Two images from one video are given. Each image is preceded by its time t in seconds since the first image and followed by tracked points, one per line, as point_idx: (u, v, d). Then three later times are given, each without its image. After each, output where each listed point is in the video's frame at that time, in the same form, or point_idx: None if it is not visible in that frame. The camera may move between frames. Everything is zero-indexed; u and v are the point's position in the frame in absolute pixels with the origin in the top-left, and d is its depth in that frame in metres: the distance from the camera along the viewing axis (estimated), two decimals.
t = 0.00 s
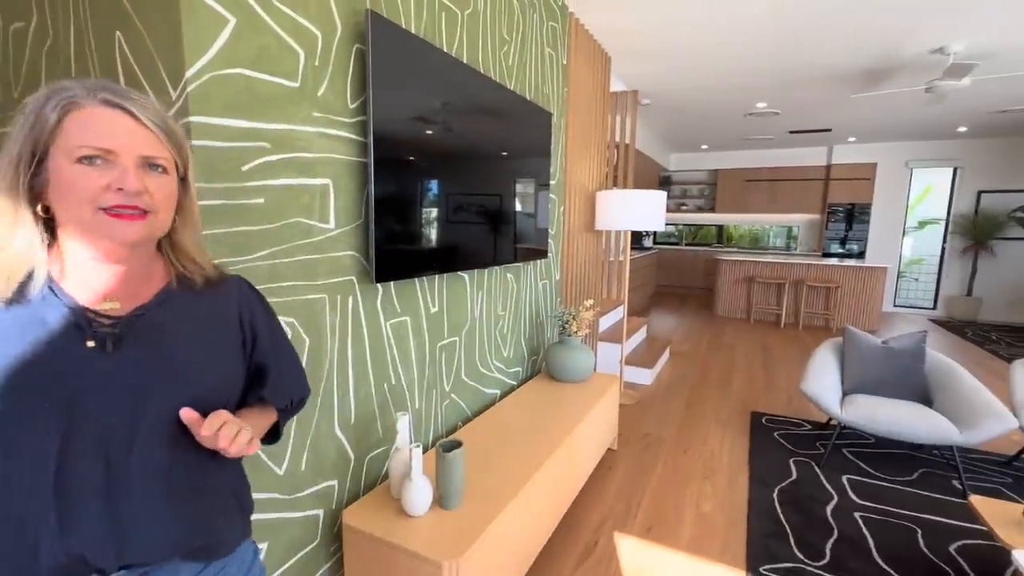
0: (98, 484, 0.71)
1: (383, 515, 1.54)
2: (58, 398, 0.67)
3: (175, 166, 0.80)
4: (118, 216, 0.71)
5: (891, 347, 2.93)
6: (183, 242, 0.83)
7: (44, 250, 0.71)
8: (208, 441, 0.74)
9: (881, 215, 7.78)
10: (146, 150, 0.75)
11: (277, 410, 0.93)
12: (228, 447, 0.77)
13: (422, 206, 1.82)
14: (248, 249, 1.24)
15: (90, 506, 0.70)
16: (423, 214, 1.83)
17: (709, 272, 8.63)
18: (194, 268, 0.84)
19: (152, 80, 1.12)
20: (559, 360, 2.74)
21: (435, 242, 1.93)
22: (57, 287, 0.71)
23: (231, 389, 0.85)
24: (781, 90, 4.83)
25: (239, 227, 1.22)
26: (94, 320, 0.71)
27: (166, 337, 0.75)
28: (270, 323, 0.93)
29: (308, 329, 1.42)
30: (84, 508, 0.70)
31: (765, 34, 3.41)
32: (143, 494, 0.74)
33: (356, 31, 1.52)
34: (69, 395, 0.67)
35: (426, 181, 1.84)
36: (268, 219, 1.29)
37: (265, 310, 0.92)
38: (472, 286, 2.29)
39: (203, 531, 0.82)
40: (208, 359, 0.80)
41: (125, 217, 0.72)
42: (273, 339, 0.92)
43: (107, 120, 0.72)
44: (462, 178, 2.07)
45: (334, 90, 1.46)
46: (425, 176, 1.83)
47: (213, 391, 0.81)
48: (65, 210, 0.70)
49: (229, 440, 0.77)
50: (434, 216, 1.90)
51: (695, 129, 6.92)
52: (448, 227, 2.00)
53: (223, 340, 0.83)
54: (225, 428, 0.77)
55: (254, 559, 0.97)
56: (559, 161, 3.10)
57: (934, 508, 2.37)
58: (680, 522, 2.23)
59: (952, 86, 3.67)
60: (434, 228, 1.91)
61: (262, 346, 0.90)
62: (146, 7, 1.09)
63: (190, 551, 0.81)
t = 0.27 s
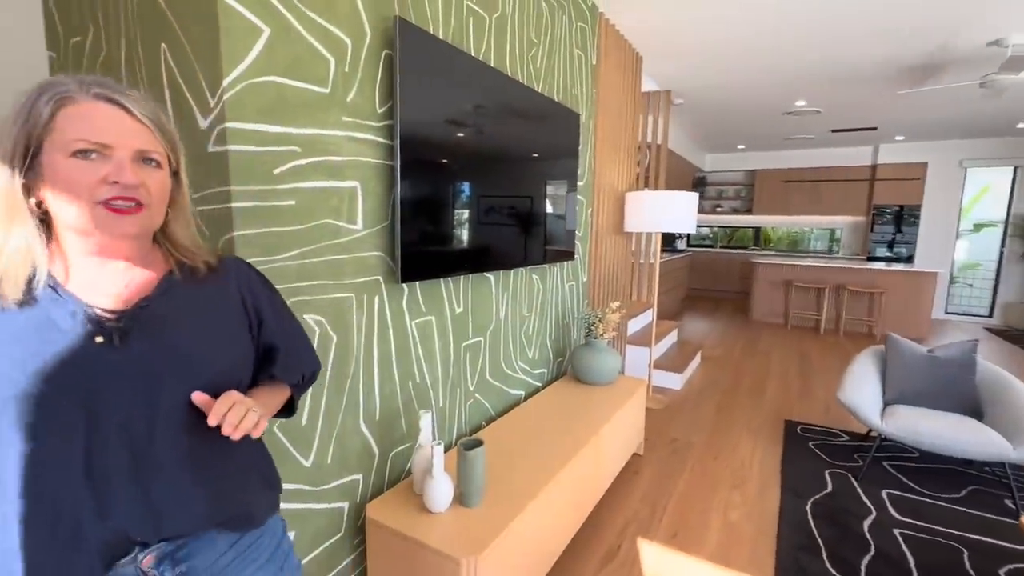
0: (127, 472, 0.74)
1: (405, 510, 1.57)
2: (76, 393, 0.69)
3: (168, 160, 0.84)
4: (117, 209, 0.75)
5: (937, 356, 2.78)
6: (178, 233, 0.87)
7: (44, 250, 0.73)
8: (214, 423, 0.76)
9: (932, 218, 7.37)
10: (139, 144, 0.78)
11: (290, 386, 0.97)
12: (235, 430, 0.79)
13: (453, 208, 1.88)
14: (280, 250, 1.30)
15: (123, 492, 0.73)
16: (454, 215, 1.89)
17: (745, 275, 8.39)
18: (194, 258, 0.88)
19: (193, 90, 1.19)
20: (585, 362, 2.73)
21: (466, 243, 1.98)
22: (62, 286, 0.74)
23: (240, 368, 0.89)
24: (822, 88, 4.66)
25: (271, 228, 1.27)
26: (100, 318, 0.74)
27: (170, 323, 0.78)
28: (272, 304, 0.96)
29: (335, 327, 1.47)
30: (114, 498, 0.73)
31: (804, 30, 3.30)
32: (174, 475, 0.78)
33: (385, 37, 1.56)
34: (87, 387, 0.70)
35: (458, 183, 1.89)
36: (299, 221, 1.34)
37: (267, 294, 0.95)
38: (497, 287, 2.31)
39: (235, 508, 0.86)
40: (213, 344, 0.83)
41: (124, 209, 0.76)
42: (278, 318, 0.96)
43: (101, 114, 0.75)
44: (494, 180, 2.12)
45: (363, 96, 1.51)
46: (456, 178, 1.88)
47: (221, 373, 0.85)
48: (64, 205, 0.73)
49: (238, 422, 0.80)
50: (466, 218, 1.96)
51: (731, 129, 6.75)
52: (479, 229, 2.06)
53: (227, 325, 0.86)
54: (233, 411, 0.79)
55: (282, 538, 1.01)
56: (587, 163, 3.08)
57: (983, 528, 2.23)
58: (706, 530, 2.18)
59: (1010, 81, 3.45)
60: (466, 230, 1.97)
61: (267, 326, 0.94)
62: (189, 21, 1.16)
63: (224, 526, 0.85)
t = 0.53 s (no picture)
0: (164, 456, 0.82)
1: (438, 502, 1.62)
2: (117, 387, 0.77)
3: (189, 163, 0.91)
4: (141, 211, 0.82)
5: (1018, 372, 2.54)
6: (201, 233, 0.95)
7: (81, 253, 0.82)
8: (235, 409, 0.82)
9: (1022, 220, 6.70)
10: (160, 149, 0.85)
11: (311, 372, 1.05)
12: (255, 416, 0.85)
13: (502, 210, 1.97)
14: (324, 249, 1.38)
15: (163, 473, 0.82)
16: (502, 217, 1.98)
17: (805, 280, 7.95)
18: (217, 255, 0.95)
19: (249, 101, 1.29)
20: (624, 365, 2.69)
21: (513, 244, 2.07)
22: (99, 285, 0.82)
23: (264, 358, 0.96)
24: (891, 81, 4.36)
25: (316, 229, 1.36)
26: (133, 311, 0.81)
27: (199, 317, 0.85)
28: (293, 296, 1.02)
29: (375, 323, 1.54)
30: (155, 480, 0.81)
31: (870, 21, 3.10)
32: (211, 456, 0.86)
33: (427, 45, 1.62)
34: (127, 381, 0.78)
35: (507, 185, 1.98)
36: (342, 222, 1.42)
37: (288, 286, 1.02)
38: (536, 288, 2.33)
39: (267, 488, 0.93)
40: (238, 336, 0.89)
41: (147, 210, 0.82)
42: (299, 309, 1.03)
43: (129, 123, 0.83)
44: (541, 181, 2.19)
45: (405, 102, 1.57)
46: (504, 180, 1.96)
47: (247, 362, 0.91)
48: (97, 209, 0.80)
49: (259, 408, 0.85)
50: (514, 219, 2.05)
51: (790, 127, 6.44)
52: (526, 230, 2.13)
53: (250, 319, 0.92)
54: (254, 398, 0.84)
55: (310, 519, 1.07)
56: (631, 164, 3.04)
57: None
58: (747, 544, 2.10)
59: None
60: (513, 231, 2.06)
61: (289, 318, 1.00)
62: (248, 39, 1.27)
63: (254, 503, 0.92)
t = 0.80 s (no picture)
0: (219, 431, 0.92)
1: (479, 493, 1.68)
2: (178, 366, 0.87)
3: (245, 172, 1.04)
4: (203, 212, 0.93)
5: None
6: (249, 232, 1.07)
7: (146, 246, 0.93)
8: (277, 388, 0.95)
9: None
10: (221, 157, 0.97)
11: (346, 358, 1.15)
12: (296, 395, 0.97)
13: (557, 210, 2.04)
14: (377, 246, 1.47)
15: (218, 445, 0.92)
16: (558, 217, 2.05)
17: (883, 286, 7.37)
18: (263, 250, 1.07)
19: (313, 110, 1.41)
20: (674, 369, 2.64)
21: (568, 243, 2.13)
22: (161, 276, 0.93)
23: (302, 343, 1.06)
24: (987, 68, 3.96)
25: (368, 228, 1.44)
26: (188, 300, 0.90)
27: (247, 307, 0.95)
28: (329, 288, 1.14)
29: (422, 318, 1.62)
30: (211, 450, 0.92)
31: (959, 4, 2.85)
32: (256, 429, 0.97)
33: (476, 51, 1.67)
34: (185, 362, 0.87)
35: (563, 185, 2.06)
36: (394, 221, 1.51)
37: (324, 279, 1.13)
38: (583, 288, 2.33)
39: (308, 462, 1.05)
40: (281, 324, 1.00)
41: (208, 211, 0.94)
42: (335, 301, 1.14)
43: (200, 134, 0.95)
44: (597, 182, 2.26)
45: (455, 106, 1.64)
46: (561, 180, 2.04)
47: (288, 348, 1.02)
48: (163, 206, 0.92)
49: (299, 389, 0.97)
50: (569, 219, 2.11)
51: (868, 121, 5.99)
52: (581, 230, 2.20)
53: (291, 307, 1.03)
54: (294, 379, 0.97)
55: (349, 495, 1.19)
56: (686, 163, 2.97)
57: None
58: (800, 560, 2.00)
59: None
60: (568, 231, 2.12)
61: (326, 308, 1.11)
62: (313, 52, 1.38)
63: (297, 475, 1.04)
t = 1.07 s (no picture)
0: (282, 404, 1.04)
1: (528, 483, 1.72)
2: (246, 344, 1.00)
3: (310, 175, 1.14)
4: (272, 213, 1.05)
5: None
6: (312, 229, 1.17)
7: (225, 240, 1.06)
8: (332, 367, 1.05)
9: None
10: (289, 163, 1.08)
11: (396, 345, 1.23)
12: (349, 375, 1.07)
13: (620, 208, 2.07)
14: (435, 243, 1.56)
15: (281, 416, 1.04)
16: (620, 215, 2.08)
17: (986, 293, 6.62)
18: (323, 245, 1.17)
19: (380, 115, 1.51)
20: (734, 372, 2.55)
21: (630, 242, 2.14)
22: (236, 268, 1.05)
23: (355, 329, 1.17)
24: None
25: (427, 225, 1.53)
26: (258, 288, 1.03)
27: (306, 294, 1.07)
28: (382, 280, 1.23)
29: (477, 312, 1.69)
30: (275, 420, 1.04)
31: None
32: (315, 405, 1.08)
33: (533, 53, 1.71)
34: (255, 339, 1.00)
35: (626, 184, 2.08)
36: (451, 219, 1.58)
37: (378, 271, 1.22)
38: (638, 287, 2.30)
39: (360, 437, 1.15)
40: (335, 311, 1.11)
41: (276, 211, 1.05)
42: (387, 291, 1.23)
43: (273, 142, 1.07)
44: (662, 180, 2.26)
45: (512, 108, 1.69)
46: (624, 179, 2.06)
47: (343, 332, 1.13)
48: (239, 206, 1.04)
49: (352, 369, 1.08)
50: (631, 219, 2.13)
51: (972, 109, 5.41)
52: (644, 229, 2.20)
53: (345, 296, 1.14)
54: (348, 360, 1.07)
55: (399, 471, 1.28)
56: (752, 159, 2.85)
57: None
58: None
59: None
60: (630, 230, 2.14)
61: (378, 297, 1.21)
62: (380, 62, 1.48)
63: (349, 448, 1.15)
